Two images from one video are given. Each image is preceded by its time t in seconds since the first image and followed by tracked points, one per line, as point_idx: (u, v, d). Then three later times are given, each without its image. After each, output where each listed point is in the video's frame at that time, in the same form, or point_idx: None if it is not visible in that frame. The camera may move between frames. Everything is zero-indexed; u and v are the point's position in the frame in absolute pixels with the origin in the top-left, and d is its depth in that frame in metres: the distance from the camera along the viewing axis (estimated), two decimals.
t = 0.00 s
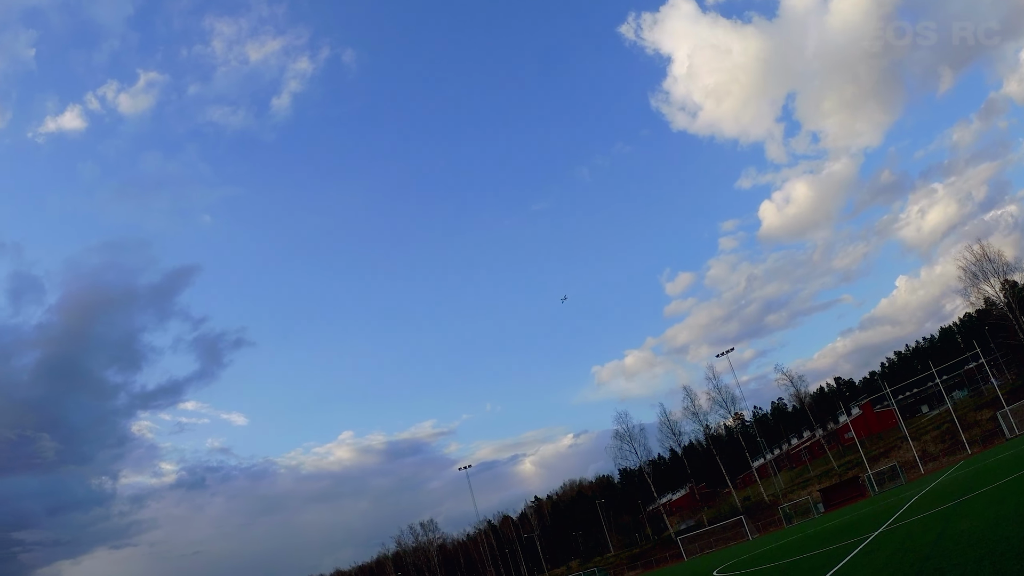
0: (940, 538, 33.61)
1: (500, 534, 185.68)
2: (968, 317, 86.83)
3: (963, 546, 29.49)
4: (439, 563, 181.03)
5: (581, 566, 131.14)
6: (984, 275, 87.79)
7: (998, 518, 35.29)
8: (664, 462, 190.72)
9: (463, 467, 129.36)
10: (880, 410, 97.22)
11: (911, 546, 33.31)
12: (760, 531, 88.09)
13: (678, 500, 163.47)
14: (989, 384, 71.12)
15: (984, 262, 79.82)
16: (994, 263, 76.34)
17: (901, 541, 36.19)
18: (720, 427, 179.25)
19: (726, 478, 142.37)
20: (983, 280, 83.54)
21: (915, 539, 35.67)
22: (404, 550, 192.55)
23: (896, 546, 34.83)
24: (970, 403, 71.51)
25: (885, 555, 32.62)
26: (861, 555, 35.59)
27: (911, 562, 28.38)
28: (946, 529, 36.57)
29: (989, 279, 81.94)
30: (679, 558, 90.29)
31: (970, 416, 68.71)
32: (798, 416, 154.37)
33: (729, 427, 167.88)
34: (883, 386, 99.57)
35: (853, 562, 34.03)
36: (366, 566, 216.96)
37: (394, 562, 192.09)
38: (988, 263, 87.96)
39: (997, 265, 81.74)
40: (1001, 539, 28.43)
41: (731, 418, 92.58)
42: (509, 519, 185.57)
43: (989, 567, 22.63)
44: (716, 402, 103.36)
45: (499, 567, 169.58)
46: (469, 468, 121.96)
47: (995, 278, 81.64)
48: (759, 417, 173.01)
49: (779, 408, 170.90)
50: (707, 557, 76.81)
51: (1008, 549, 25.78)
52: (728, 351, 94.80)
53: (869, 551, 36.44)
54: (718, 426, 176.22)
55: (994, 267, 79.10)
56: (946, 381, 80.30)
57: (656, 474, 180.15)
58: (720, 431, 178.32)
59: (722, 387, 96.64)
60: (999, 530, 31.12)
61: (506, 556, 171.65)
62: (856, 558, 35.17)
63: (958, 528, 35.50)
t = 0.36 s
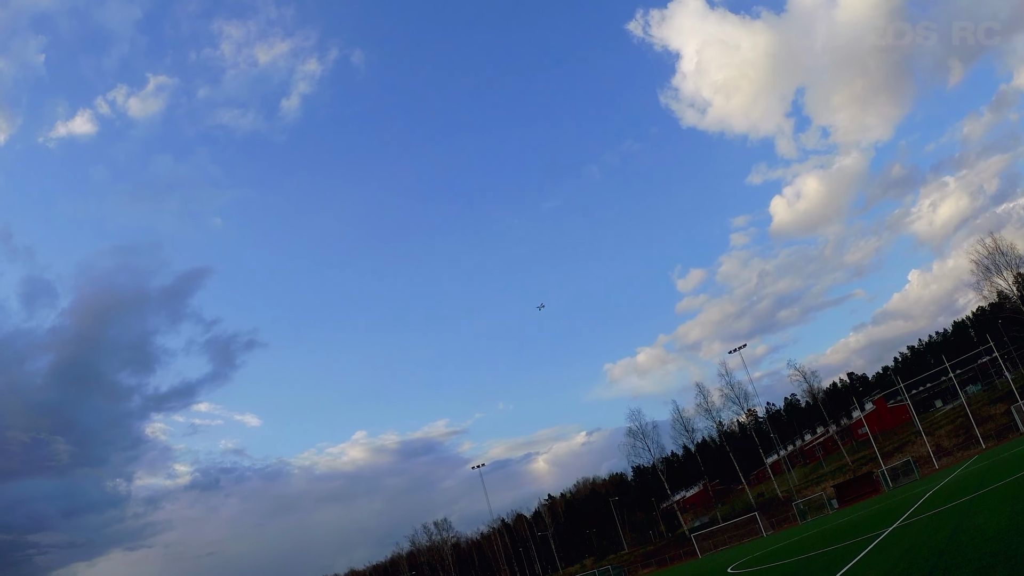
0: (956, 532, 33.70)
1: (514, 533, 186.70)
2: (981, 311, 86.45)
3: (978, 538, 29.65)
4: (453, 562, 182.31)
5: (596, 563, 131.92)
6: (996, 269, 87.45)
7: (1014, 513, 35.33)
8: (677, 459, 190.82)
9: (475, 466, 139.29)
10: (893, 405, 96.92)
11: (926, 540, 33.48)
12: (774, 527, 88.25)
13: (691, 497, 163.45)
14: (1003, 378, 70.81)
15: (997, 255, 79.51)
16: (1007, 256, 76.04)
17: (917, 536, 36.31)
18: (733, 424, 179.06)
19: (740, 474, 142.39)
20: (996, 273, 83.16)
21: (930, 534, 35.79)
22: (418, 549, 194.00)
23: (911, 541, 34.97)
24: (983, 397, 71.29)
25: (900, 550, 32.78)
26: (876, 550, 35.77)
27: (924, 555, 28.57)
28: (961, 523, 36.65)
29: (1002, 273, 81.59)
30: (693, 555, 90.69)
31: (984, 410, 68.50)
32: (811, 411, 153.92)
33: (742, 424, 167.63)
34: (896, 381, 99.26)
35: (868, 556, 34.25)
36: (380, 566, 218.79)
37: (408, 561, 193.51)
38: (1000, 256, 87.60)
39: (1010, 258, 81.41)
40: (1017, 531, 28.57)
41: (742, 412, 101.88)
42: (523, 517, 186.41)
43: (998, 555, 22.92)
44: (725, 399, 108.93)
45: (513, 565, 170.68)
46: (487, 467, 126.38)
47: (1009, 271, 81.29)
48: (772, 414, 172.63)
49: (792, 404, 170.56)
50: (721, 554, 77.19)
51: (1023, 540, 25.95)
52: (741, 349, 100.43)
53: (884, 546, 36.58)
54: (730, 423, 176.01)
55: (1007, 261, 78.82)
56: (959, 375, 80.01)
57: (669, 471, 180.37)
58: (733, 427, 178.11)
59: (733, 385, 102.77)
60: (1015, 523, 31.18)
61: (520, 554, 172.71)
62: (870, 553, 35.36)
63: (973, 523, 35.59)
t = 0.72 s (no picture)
0: (965, 529, 33.75)
1: (523, 532, 187.14)
2: (990, 307, 86.22)
3: (987, 534, 29.71)
4: (463, 562, 182.97)
5: (605, 563, 132.26)
6: (1005, 265, 87.09)
7: None
8: (686, 457, 190.69)
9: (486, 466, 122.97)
10: (901, 402, 96.58)
11: (935, 538, 33.55)
12: (784, 525, 88.23)
13: (701, 495, 163.33)
14: (1012, 373, 70.62)
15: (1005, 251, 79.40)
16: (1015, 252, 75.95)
17: (924, 534, 36.27)
18: (742, 421, 178.70)
19: (749, 472, 142.25)
20: (1004, 269, 83.00)
21: (939, 531, 35.87)
22: (427, 550, 194.78)
23: (920, 539, 35.04)
24: (992, 393, 71.01)
25: (908, 547, 32.87)
26: (885, 548, 35.70)
27: (933, 553, 28.47)
28: (969, 521, 36.53)
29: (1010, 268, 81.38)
30: (702, 553, 90.81)
31: (993, 406, 68.22)
32: (820, 409, 153.42)
33: (751, 421, 167.23)
34: (905, 378, 99.01)
35: (877, 554, 34.33)
36: (389, 567, 219.84)
37: (417, 562, 194.31)
38: (1009, 252, 87.27)
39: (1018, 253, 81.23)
40: None
41: (751, 410, 97.87)
42: (532, 517, 186.62)
43: (1005, 552, 23.02)
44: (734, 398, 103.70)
45: (522, 564, 171.17)
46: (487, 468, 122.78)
47: (1017, 267, 81.12)
48: (781, 411, 172.18)
49: (801, 401, 170.09)
50: (730, 553, 77.30)
51: None
52: (744, 347, 92.54)
53: (893, 544, 36.66)
54: (739, 421, 175.71)
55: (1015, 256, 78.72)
56: (967, 372, 79.84)
57: (678, 470, 180.32)
58: (742, 425, 177.81)
59: (739, 384, 98.00)
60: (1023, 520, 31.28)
61: (529, 554, 173.19)
62: (879, 551, 35.45)
63: (983, 519, 35.63)
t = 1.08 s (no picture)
0: (969, 528, 33.77)
1: (527, 533, 187.23)
2: (993, 305, 86.19)
3: (991, 533, 29.76)
4: (467, 563, 183.06)
5: (610, 563, 132.33)
6: (1008, 263, 87.10)
7: None
8: (690, 457, 190.62)
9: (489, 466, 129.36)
10: (905, 401, 96.53)
11: (939, 538, 33.54)
12: (788, 525, 88.20)
13: (704, 495, 163.31)
14: (1016, 372, 70.51)
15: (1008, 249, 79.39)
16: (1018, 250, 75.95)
17: (927, 534, 36.26)
18: (744, 421, 178.70)
19: (752, 472, 142.16)
20: (1007, 267, 82.98)
21: (943, 530, 35.89)
22: (431, 551, 194.90)
23: (923, 538, 35.04)
24: (996, 392, 70.96)
25: (912, 547, 32.89)
26: (888, 548, 35.71)
27: (937, 552, 28.44)
28: (972, 521, 36.46)
29: (1013, 266, 81.33)
30: (706, 553, 90.84)
31: (997, 405, 68.14)
32: (823, 408, 153.34)
33: (754, 421, 167.21)
34: (908, 377, 98.89)
35: (881, 554, 34.33)
36: (393, 568, 220.01)
37: (421, 563, 194.48)
38: (1012, 250, 87.28)
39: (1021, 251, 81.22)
40: None
41: (756, 410, 95.80)
42: (535, 518, 186.73)
43: (1008, 551, 23.17)
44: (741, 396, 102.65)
45: (526, 565, 171.31)
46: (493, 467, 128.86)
47: (1020, 265, 81.09)
48: (784, 411, 172.15)
49: (804, 401, 170.07)
50: (735, 552, 77.30)
51: None
52: (750, 347, 94.54)
53: (897, 543, 36.65)
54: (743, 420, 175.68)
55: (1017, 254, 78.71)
56: (971, 370, 79.77)
57: (682, 470, 180.23)
58: (745, 425, 177.77)
59: (744, 384, 96.71)
60: None
61: (533, 554, 173.29)
62: (883, 551, 35.44)
63: (986, 519, 35.63)
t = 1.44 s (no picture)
0: (969, 530, 33.64)
1: (526, 535, 186.96)
2: (992, 306, 86.24)
3: (991, 534, 29.66)
4: (467, 566, 182.74)
5: (610, 565, 132.16)
6: (1007, 264, 87.27)
7: None
8: (690, 459, 190.49)
9: (487, 470, 124.91)
10: (905, 402, 96.50)
11: (939, 539, 33.37)
12: (787, 527, 88.08)
13: (704, 497, 163.13)
14: (1015, 373, 70.54)
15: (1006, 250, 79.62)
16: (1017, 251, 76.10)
17: (928, 535, 36.34)
18: (744, 423, 178.73)
19: (752, 474, 142.04)
20: (1006, 268, 83.11)
21: (943, 531, 35.82)
22: (431, 553, 194.53)
23: (923, 540, 34.97)
24: (996, 393, 70.96)
25: (912, 548, 32.78)
26: (887, 550, 35.59)
27: (936, 554, 28.43)
28: (972, 522, 36.52)
29: (1012, 267, 81.49)
30: (706, 556, 90.67)
31: (997, 406, 68.11)
32: (823, 409, 153.35)
33: (753, 423, 167.24)
34: (908, 378, 98.87)
35: (881, 556, 34.16)
36: (393, 571, 219.62)
37: (421, 565, 194.13)
38: (1012, 251, 87.43)
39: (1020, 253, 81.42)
40: None
41: (755, 411, 98.08)
42: (535, 520, 186.46)
43: (1006, 552, 23.15)
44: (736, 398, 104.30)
45: (526, 567, 171.03)
46: (493, 471, 124.55)
47: (1019, 266, 81.21)
48: (784, 412, 172.07)
49: (803, 402, 170.16)
50: (735, 554, 77.18)
51: None
52: (750, 349, 91.73)
53: (897, 545, 36.61)
54: (742, 422, 175.71)
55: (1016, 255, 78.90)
56: (970, 371, 79.87)
57: (681, 472, 180.14)
58: (745, 427, 177.72)
59: (743, 385, 98.69)
60: None
61: (533, 557, 173.01)
62: (883, 552, 35.26)
63: (984, 521, 35.53)
